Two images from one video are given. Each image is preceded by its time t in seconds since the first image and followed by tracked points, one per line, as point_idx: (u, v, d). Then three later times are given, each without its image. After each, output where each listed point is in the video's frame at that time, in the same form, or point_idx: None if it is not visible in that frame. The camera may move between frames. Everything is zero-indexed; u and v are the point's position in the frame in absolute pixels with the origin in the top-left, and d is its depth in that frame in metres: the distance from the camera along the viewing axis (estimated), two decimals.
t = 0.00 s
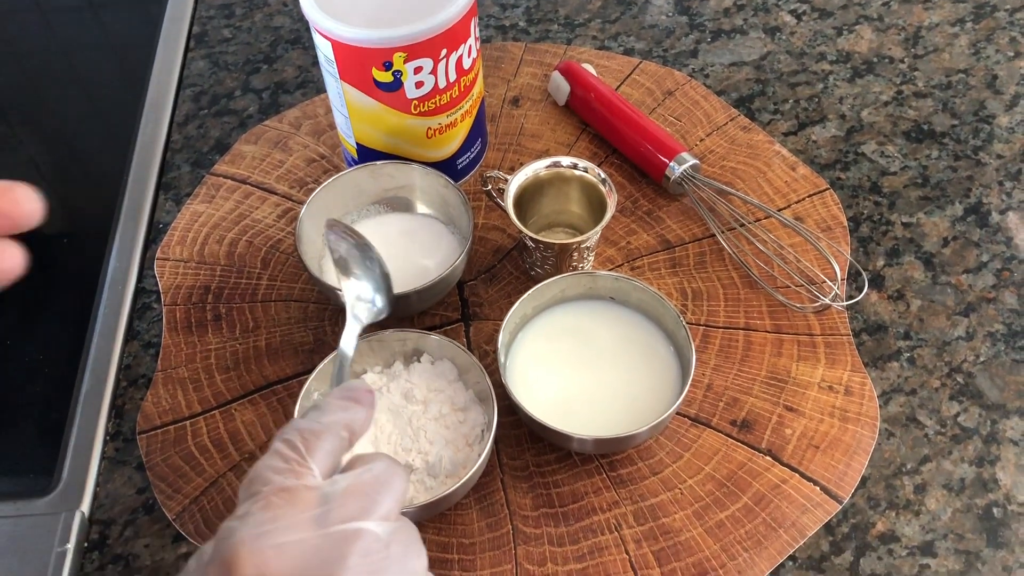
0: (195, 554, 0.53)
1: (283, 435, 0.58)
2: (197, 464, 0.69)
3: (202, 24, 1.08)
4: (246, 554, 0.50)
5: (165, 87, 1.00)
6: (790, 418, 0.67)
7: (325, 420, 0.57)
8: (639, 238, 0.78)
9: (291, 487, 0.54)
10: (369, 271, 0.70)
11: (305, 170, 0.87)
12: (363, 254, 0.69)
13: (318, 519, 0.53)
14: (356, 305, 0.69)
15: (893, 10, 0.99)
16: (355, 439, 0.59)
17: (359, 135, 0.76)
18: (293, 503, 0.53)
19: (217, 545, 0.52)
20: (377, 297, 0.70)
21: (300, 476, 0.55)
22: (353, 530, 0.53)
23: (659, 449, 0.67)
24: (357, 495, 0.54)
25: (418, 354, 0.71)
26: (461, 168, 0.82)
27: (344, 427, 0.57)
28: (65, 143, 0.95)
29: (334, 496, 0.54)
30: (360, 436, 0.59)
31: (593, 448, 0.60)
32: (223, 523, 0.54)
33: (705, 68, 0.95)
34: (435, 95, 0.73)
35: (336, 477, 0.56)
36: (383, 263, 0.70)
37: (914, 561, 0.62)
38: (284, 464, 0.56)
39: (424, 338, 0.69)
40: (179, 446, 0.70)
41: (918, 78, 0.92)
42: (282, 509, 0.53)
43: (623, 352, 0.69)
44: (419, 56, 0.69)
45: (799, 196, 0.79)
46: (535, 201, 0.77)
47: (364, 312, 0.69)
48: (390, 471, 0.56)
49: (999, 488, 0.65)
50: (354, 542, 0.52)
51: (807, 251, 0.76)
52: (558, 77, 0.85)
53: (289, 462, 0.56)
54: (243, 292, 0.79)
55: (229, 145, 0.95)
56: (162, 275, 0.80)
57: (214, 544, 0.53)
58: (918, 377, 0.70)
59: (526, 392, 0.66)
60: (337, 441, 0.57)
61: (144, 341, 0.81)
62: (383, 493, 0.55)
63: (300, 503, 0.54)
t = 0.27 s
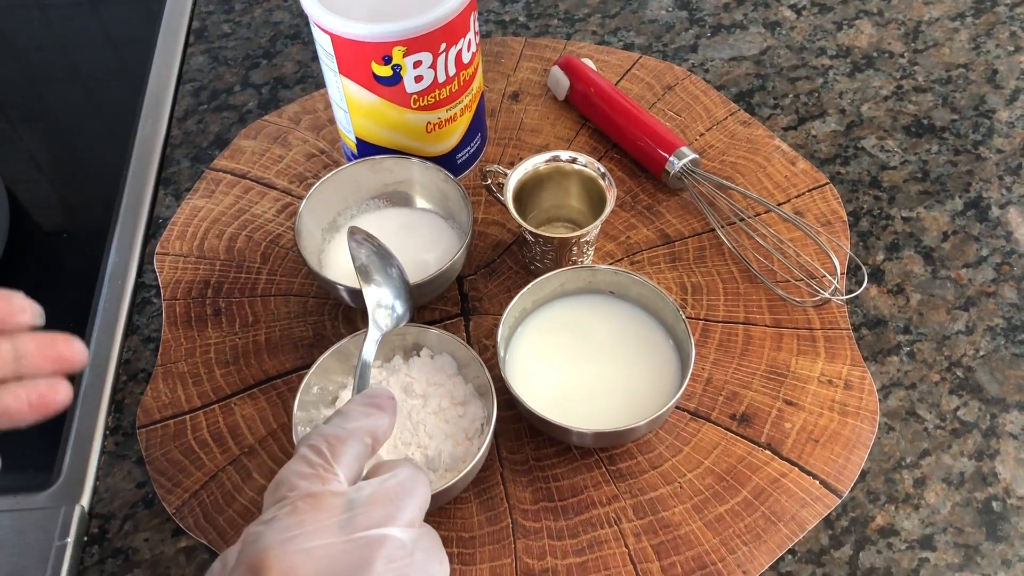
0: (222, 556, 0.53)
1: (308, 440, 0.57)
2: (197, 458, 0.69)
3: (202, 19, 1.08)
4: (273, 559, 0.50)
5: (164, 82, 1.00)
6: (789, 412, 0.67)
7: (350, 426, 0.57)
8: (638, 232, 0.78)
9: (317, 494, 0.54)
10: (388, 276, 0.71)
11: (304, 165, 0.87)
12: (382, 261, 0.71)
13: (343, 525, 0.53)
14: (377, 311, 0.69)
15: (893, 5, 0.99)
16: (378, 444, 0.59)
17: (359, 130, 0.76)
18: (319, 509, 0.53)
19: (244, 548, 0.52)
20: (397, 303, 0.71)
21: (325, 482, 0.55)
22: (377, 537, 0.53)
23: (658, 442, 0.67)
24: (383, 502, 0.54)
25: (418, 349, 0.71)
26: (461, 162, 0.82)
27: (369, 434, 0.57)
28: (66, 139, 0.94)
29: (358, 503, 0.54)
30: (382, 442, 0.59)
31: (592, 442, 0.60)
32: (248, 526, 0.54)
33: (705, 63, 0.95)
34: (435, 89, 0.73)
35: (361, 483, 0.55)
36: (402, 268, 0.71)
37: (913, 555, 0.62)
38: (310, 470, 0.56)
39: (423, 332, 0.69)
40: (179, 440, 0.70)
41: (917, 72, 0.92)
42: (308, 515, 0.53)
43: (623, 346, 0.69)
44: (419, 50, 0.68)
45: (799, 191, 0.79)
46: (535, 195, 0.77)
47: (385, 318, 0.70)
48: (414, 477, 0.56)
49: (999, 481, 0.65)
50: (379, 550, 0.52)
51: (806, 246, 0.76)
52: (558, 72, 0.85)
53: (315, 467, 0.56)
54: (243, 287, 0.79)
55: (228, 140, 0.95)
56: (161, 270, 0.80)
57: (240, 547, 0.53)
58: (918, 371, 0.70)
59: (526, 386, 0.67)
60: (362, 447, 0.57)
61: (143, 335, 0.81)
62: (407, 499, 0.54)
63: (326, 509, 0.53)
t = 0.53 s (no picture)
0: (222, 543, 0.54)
1: (304, 427, 0.57)
2: (196, 455, 0.69)
3: (200, 17, 1.08)
4: (269, 544, 0.51)
5: (162, 80, 1.00)
6: (787, 409, 0.67)
7: (346, 412, 0.57)
8: (637, 230, 0.78)
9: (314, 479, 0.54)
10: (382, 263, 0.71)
11: (303, 163, 0.87)
12: (376, 249, 0.71)
13: (340, 510, 0.53)
14: (372, 299, 0.70)
15: (891, 2, 0.99)
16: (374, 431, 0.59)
17: (357, 128, 0.76)
18: (316, 494, 0.53)
19: (243, 535, 0.53)
20: (391, 290, 0.71)
21: (322, 468, 0.55)
22: (374, 521, 0.52)
23: (656, 439, 0.67)
24: (379, 486, 0.54)
25: (416, 346, 0.71)
26: (459, 160, 0.82)
27: (365, 420, 0.57)
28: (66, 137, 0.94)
29: (355, 487, 0.54)
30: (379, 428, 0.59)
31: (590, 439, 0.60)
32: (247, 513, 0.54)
33: (703, 60, 0.95)
34: (433, 87, 0.73)
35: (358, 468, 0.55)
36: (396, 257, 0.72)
37: (911, 551, 0.62)
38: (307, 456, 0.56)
39: (421, 329, 0.69)
40: (178, 437, 0.70)
41: (915, 70, 0.92)
42: (305, 500, 0.53)
43: (621, 343, 0.69)
44: (417, 47, 0.68)
45: (797, 188, 0.79)
46: (533, 193, 0.77)
47: (378, 305, 0.70)
48: (411, 463, 0.56)
49: (996, 478, 0.65)
50: (376, 533, 0.52)
51: (804, 243, 0.76)
52: (556, 70, 0.85)
53: (312, 453, 0.56)
54: (242, 284, 0.79)
55: (227, 139, 0.95)
56: (160, 268, 0.80)
57: (240, 534, 0.53)
58: (915, 368, 0.70)
59: (524, 383, 0.67)
60: (358, 434, 0.57)
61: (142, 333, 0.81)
62: (403, 483, 0.54)
63: (322, 494, 0.53)
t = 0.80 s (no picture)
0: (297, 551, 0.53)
1: (390, 438, 0.59)
2: (193, 455, 0.69)
3: (197, 18, 1.08)
4: (352, 565, 0.50)
5: (160, 81, 1.01)
6: (783, 408, 0.67)
7: (428, 428, 0.59)
8: (633, 229, 0.78)
9: (394, 496, 0.54)
10: (465, 258, 0.72)
11: (300, 163, 0.87)
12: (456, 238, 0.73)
13: (423, 532, 0.52)
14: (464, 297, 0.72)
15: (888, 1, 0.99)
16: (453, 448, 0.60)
17: (354, 128, 0.76)
18: (397, 513, 0.53)
19: (324, 549, 0.52)
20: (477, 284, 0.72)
21: (404, 485, 0.55)
22: (455, 545, 0.52)
23: (653, 438, 0.67)
24: (460, 508, 0.53)
25: (413, 345, 0.71)
26: (456, 160, 0.82)
27: (445, 437, 0.59)
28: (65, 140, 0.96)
29: (436, 509, 0.53)
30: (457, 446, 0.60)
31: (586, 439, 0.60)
32: (325, 525, 0.54)
33: (700, 60, 0.95)
34: (430, 87, 0.73)
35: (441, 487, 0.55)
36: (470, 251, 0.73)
37: (907, 549, 0.62)
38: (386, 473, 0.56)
39: (418, 329, 0.68)
40: (175, 438, 0.70)
41: (912, 69, 0.92)
42: (387, 518, 0.53)
43: (618, 343, 0.69)
44: (414, 48, 0.69)
45: (794, 187, 0.79)
46: (529, 192, 0.78)
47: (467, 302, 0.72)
48: (493, 484, 0.55)
49: (992, 476, 0.65)
50: (456, 558, 0.51)
51: (801, 242, 0.76)
52: (553, 70, 0.85)
53: (392, 470, 0.56)
54: (239, 285, 0.79)
55: (224, 139, 0.95)
56: (158, 269, 0.80)
57: (319, 546, 0.53)
58: (912, 366, 0.70)
59: (520, 383, 0.67)
60: (441, 450, 0.58)
61: (139, 333, 0.81)
62: (485, 509, 0.54)
63: (404, 515, 0.53)
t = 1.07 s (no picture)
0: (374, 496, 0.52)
1: (462, 389, 0.58)
2: (192, 453, 0.69)
3: (196, 19, 1.09)
4: (433, 497, 0.48)
5: (158, 80, 1.01)
6: (780, 404, 0.67)
7: (501, 378, 0.57)
8: (630, 227, 0.78)
9: (470, 441, 0.53)
10: (543, 235, 0.69)
11: (298, 163, 0.87)
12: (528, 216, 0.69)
13: (499, 471, 0.52)
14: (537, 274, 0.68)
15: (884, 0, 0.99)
16: (524, 402, 0.58)
17: (352, 127, 0.77)
18: (476, 454, 0.52)
19: (401, 489, 0.51)
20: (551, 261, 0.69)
21: (478, 432, 0.54)
22: (533, 487, 0.51)
23: (649, 435, 0.67)
24: (535, 451, 0.53)
25: (411, 343, 0.71)
26: (453, 159, 0.82)
27: (518, 387, 0.57)
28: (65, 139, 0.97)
29: (513, 450, 0.53)
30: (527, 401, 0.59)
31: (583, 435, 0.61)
32: (404, 470, 0.53)
33: (697, 58, 0.95)
34: (427, 86, 0.73)
35: (515, 434, 0.54)
36: (546, 229, 0.69)
37: (903, 545, 0.62)
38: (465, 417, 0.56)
39: (415, 327, 0.69)
40: (174, 436, 0.70)
41: (908, 67, 0.92)
42: (465, 458, 0.52)
43: (614, 340, 0.69)
44: (411, 48, 0.69)
45: (790, 185, 0.79)
46: (526, 191, 0.78)
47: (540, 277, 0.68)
48: (569, 431, 0.55)
49: (987, 472, 0.65)
50: (535, 500, 0.50)
51: (797, 239, 0.76)
52: (550, 69, 0.85)
53: (471, 415, 0.56)
54: (237, 283, 0.79)
55: (222, 139, 0.95)
56: (156, 268, 0.80)
57: (397, 488, 0.52)
58: (907, 363, 0.70)
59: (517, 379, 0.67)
60: (514, 399, 0.57)
61: (138, 332, 0.81)
62: (560, 454, 0.53)
63: (482, 454, 0.52)
